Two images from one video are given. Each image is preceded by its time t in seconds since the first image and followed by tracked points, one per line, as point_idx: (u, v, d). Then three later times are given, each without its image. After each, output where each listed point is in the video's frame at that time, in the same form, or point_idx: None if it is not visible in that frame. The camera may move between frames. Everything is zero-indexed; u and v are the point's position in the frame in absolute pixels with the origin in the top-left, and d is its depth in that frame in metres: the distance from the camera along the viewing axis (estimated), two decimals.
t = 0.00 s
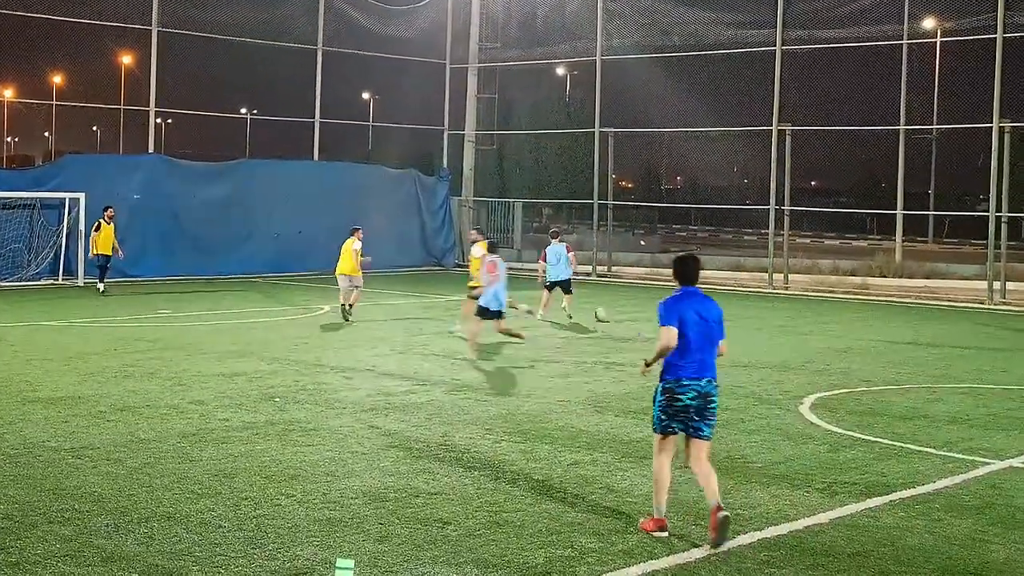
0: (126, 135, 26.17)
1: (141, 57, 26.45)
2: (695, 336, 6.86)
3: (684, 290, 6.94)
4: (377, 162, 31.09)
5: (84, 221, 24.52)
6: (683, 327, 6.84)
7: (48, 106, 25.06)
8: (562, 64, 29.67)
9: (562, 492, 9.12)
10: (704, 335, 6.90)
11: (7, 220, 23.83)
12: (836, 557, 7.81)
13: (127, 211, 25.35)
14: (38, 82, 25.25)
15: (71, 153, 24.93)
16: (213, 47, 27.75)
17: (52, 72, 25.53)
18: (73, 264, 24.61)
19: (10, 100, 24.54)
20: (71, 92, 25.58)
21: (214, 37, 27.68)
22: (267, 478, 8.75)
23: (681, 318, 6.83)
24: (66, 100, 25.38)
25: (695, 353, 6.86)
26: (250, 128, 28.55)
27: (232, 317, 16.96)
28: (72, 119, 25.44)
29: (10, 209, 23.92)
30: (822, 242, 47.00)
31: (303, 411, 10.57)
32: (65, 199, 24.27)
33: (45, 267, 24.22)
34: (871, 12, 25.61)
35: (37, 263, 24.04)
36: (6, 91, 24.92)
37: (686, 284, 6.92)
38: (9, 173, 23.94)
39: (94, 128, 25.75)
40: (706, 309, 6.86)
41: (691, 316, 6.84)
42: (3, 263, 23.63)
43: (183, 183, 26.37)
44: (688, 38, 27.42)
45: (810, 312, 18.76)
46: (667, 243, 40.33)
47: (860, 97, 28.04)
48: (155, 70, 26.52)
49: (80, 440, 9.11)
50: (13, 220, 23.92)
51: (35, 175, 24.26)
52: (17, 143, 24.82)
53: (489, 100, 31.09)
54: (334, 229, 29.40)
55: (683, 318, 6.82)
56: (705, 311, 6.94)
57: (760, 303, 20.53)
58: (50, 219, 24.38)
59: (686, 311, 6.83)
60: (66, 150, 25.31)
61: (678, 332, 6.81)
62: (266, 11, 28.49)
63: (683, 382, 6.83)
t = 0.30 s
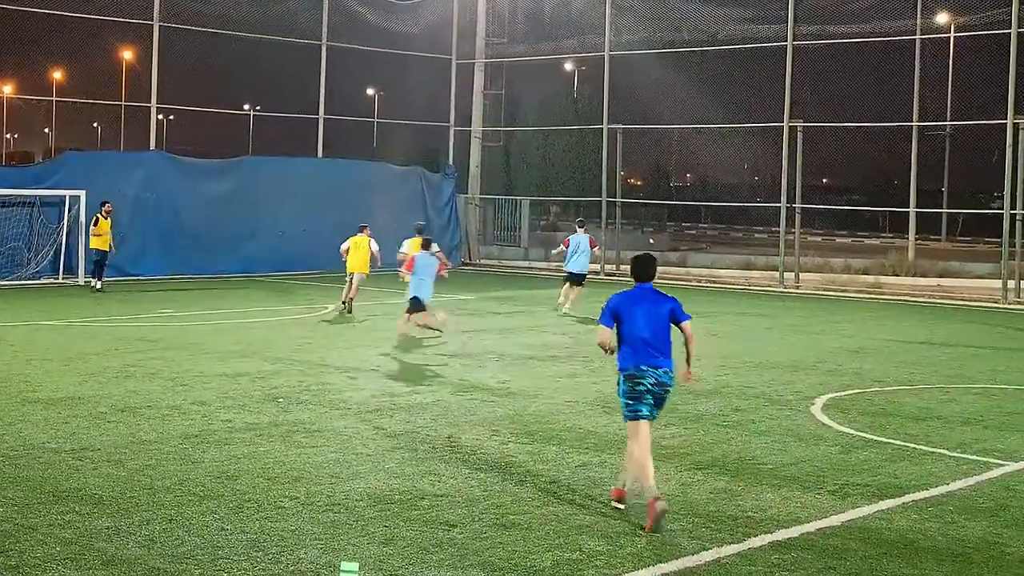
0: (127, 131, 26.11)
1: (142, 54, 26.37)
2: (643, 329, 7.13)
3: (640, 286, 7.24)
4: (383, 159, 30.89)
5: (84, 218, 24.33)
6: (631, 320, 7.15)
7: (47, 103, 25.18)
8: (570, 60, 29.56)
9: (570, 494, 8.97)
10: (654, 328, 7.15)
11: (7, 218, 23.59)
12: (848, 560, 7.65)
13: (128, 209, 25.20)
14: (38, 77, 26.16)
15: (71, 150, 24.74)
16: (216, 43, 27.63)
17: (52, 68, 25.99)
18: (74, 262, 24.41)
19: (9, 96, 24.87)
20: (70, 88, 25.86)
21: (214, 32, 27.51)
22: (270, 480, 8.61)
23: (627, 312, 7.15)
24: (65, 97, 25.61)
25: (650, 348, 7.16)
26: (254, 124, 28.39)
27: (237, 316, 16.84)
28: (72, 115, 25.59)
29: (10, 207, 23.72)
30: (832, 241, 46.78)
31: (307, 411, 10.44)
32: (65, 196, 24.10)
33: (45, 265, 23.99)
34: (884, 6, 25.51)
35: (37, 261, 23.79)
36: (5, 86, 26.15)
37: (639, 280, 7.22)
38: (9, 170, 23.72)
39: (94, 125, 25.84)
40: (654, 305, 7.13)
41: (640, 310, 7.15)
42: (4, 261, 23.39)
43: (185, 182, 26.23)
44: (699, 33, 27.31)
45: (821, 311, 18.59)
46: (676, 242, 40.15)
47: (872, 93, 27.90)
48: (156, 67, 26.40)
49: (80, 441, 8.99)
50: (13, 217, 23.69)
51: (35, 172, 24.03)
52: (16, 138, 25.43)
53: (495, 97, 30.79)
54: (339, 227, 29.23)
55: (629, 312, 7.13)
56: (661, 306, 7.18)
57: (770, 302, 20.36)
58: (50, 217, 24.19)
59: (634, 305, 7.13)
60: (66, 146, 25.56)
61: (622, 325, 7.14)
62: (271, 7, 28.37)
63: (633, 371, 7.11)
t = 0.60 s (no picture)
0: (128, 127, 25.63)
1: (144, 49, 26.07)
2: (616, 321, 7.65)
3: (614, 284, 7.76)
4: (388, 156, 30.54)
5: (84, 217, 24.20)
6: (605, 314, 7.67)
7: (47, 99, 24.46)
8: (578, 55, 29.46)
9: (578, 496, 8.84)
10: (629, 323, 7.66)
11: (7, 216, 23.47)
12: (860, 563, 7.51)
13: (129, 206, 25.07)
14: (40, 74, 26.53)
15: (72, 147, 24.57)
16: (218, 38, 27.06)
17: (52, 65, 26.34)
18: (74, 260, 24.33)
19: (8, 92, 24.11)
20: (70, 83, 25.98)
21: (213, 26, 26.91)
22: (274, 482, 8.48)
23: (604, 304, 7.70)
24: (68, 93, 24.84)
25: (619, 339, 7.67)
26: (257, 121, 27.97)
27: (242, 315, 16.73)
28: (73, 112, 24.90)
29: (10, 205, 23.56)
30: (843, 239, 46.52)
31: (311, 412, 10.32)
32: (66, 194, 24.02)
33: (46, 265, 23.93)
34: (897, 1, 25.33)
35: (37, 260, 23.74)
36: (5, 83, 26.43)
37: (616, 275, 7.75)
38: (9, 167, 23.57)
39: (95, 122, 25.27)
40: (629, 300, 7.62)
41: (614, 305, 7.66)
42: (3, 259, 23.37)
43: (187, 180, 26.11)
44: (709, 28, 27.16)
45: (833, 311, 18.43)
46: (686, 240, 40.02)
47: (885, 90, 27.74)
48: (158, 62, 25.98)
49: (81, 442, 8.87)
50: (13, 216, 23.56)
51: (35, 169, 23.87)
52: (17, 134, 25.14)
53: (502, 93, 30.76)
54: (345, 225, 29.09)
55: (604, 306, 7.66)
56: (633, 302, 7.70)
57: (780, 301, 20.20)
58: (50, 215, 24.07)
59: (608, 300, 7.66)
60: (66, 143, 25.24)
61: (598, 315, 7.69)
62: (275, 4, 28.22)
63: (603, 362, 7.61)
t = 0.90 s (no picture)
0: (132, 123, 25.66)
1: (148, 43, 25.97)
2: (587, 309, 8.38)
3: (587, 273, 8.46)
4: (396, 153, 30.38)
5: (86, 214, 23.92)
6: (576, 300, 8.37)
7: (50, 95, 24.57)
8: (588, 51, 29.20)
9: (588, 499, 8.68)
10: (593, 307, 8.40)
11: (8, 214, 23.09)
12: (875, 567, 7.34)
13: (132, 204, 24.73)
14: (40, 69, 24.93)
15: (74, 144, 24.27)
16: (226, 34, 27.25)
17: (53, 60, 25.10)
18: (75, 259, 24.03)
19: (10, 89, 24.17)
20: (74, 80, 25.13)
21: (223, 22, 27.13)
22: (279, 484, 8.34)
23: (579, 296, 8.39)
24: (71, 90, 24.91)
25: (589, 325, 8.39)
26: (262, 118, 27.91)
27: (249, 314, 16.61)
28: (76, 108, 24.91)
29: (11, 202, 23.20)
30: (857, 237, 46.19)
31: (317, 414, 10.17)
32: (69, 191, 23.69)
33: (47, 263, 23.60)
34: None
35: (39, 259, 23.43)
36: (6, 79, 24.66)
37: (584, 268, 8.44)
38: (9, 164, 23.28)
39: (98, 118, 25.24)
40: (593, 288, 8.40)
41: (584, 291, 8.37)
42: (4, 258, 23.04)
43: (191, 177, 25.80)
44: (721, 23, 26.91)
45: (847, 310, 18.25)
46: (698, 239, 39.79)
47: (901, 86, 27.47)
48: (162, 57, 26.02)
49: (83, 443, 8.74)
50: (14, 213, 23.20)
51: (37, 167, 23.59)
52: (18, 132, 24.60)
53: (511, 89, 30.67)
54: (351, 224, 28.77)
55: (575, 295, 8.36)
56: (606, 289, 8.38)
57: (793, 300, 20.00)
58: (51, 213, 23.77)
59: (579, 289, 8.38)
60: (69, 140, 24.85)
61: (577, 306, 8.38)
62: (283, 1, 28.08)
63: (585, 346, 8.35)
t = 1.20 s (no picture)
0: (135, 121, 25.36)
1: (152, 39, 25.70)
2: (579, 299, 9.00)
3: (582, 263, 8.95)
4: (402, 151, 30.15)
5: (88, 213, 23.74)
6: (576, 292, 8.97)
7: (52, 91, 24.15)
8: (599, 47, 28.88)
9: (597, 502, 8.52)
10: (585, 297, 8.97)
11: (9, 212, 22.97)
12: (890, 570, 7.18)
13: (137, 201, 24.58)
14: (40, 66, 24.25)
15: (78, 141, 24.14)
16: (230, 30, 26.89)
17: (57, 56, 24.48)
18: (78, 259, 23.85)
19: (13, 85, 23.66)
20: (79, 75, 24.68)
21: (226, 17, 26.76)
22: (284, 486, 8.20)
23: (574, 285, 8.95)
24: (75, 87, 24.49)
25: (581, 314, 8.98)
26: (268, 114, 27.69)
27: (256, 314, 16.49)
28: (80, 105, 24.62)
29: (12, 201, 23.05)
30: (872, 236, 45.85)
31: (323, 415, 10.04)
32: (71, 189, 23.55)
33: (49, 263, 23.46)
34: None
35: (41, 259, 23.30)
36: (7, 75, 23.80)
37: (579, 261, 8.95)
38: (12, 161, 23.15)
39: (101, 115, 24.93)
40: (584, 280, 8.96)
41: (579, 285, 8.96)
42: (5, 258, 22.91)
43: (196, 176, 25.63)
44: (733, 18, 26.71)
45: (861, 310, 18.06)
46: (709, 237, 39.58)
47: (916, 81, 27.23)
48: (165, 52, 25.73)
49: (86, 446, 8.60)
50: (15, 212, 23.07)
51: (39, 164, 23.42)
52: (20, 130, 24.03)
53: (520, 85, 30.43)
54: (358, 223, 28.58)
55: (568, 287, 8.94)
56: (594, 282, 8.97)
57: (806, 300, 19.81)
58: (53, 210, 23.61)
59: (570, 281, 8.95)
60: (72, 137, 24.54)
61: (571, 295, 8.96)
62: None
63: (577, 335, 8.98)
